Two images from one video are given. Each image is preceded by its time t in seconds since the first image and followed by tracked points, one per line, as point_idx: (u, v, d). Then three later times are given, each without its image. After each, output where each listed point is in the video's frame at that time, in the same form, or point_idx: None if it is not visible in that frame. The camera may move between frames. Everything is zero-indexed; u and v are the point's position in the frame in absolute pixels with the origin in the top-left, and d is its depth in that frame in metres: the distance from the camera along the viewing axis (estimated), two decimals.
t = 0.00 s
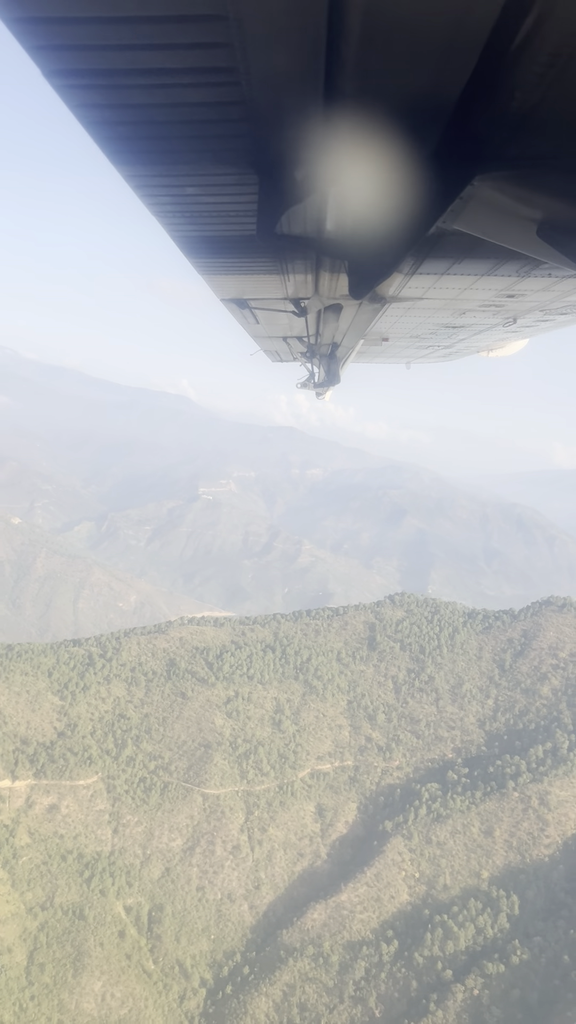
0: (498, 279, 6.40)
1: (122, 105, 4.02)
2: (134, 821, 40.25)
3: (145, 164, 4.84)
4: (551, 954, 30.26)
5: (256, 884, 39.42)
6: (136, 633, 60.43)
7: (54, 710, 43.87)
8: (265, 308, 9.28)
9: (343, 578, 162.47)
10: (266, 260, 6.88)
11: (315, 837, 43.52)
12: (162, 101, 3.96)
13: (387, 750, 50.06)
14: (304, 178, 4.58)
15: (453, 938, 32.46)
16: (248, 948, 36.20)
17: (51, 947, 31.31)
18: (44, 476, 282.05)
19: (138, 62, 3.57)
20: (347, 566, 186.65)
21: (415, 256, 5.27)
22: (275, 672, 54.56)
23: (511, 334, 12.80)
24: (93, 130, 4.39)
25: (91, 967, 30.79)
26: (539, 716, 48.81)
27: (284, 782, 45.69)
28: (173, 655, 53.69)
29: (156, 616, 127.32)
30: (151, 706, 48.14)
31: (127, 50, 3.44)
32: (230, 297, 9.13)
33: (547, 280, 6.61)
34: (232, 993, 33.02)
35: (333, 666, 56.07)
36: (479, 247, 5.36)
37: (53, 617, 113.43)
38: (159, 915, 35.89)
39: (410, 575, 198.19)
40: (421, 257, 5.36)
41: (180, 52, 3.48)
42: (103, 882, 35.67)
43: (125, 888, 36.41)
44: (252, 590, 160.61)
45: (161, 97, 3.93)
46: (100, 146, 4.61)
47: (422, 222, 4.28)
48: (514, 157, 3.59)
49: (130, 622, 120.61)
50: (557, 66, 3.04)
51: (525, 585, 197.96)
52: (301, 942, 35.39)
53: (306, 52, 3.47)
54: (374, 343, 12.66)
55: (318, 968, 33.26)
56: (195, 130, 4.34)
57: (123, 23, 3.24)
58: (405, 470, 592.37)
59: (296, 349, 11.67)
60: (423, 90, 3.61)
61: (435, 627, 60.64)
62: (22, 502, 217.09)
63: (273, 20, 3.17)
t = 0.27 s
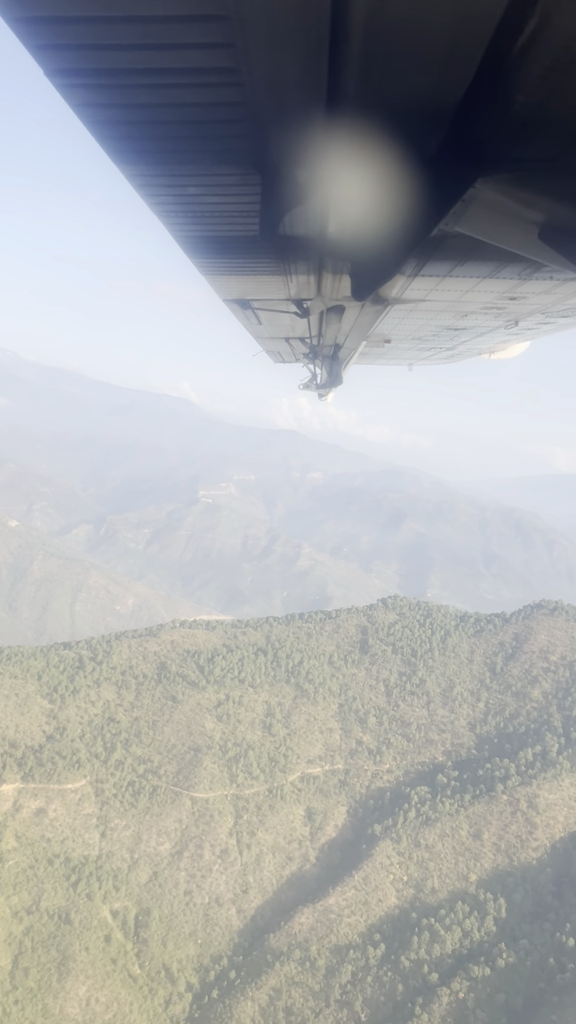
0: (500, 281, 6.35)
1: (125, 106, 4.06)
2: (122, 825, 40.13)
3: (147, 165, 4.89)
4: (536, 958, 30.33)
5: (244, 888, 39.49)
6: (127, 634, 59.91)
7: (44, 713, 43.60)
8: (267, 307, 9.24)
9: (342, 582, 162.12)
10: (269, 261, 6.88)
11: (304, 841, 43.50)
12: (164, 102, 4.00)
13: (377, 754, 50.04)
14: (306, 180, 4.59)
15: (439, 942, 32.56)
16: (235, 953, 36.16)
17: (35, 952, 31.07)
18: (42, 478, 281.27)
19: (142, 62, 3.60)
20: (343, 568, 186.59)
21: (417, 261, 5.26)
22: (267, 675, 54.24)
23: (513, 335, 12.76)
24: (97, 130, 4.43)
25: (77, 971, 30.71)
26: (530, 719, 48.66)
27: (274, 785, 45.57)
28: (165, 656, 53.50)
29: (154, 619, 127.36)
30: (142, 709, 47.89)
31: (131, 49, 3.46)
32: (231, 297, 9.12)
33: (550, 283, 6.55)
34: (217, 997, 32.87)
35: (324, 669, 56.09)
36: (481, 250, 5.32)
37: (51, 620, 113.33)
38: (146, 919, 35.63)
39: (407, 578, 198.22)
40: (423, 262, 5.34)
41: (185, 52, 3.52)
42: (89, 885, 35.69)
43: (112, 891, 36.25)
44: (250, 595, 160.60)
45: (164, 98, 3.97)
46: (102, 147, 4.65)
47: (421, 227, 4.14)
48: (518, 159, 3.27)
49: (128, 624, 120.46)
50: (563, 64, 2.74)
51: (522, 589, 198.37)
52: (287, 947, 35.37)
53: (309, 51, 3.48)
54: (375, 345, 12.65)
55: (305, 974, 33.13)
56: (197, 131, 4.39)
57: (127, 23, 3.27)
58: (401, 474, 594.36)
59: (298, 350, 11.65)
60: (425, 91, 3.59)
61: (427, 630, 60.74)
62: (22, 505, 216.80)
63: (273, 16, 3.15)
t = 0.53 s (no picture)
0: (497, 281, 6.41)
1: (123, 106, 4.00)
2: (106, 829, 39.92)
3: (144, 164, 4.79)
4: (520, 963, 30.33)
5: (228, 893, 39.25)
6: (116, 640, 59.78)
7: (30, 716, 43.46)
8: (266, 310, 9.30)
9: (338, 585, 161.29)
10: (267, 259, 6.90)
11: (288, 847, 43.41)
12: (162, 102, 3.93)
13: (364, 759, 49.93)
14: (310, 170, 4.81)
15: (422, 947, 32.52)
16: (218, 958, 35.91)
17: (18, 954, 30.19)
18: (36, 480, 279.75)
19: (139, 64, 3.55)
20: (336, 571, 186.38)
21: (416, 256, 5.35)
22: (254, 680, 53.98)
23: (513, 335, 12.85)
24: (95, 133, 4.39)
25: (59, 976, 30.09)
26: (517, 725, 48.79)
27: (260, 790, 45.35)
28: (153, 659, 53.14)
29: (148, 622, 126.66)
30: (128, 712, 47.61)
31: (129, 51, 3.44)
32: (229, 299, 9.16)
33: (547, 283, 6.66)
34: (199, 1002, 32.57)
35: (311, 674, 56.04)
36: (479, 248, 5.40)
37: (43, 624, 112.47)
38: (129, 923, 35.28)
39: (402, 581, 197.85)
40: (422, 257, 5.42)
41: (183, 54, 3.48)
42: (73, 889, 34.96)
43: (96, 895, 35.74)
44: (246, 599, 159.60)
45: (162, 97, 3.91)
46: (100, 148, 4.60)
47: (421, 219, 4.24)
48: (514, 160, 3.66)
49: (121, 628, 119.82)
50: (560, 65, 3.02)
51: (516, 594, 198.59)
52: (269, 952, 35.27)
53: (305, 52, 3.48)
54: (373, 346, 12.79)
55: (287, 979, 32.98)
56: (193, 132, 4.31)
57: (124, 25, 3.22)
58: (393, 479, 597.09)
59: (296, 350, 11.69)
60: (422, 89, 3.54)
61: (415, 635, 60.92)
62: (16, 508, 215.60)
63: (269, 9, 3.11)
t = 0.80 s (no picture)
0: (490, 283, 6.51)
1: (118, 109, 3.99)
2: (88, 832, 39.64)
3: (138, 167, 4.78)
4: (499, 964, 30.46)
5: (209, 896, 39.07)
6: (99, 643, 59.38)
7: (12, 719, 42.91)
8: (259, 312, 9.28)
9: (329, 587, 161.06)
10: (261, 261, 6.92)
11: (271, 849, 43.31)
12: (157, 105, 3.93)
13: (347, 761, 49.84)
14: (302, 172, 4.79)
15: (402, 949, 32.75)
16: (199, 961, 35.53)
17: None
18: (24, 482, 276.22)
19: (134, 65, 3.54)
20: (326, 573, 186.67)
21: (408, 260, 5.39)
22: (238, 683, 53.66)
23: (507, 336, 12.94)
24: (89, 137, 4.40)
25: (38, 980, 29.68)
26: (500, 727, 49.23)
27: (242, 793, 45.13)
28: (136, 663, 52.55)
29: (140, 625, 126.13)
30: (112, 717, 47.24)
31: (122, 53, 3.43)
32: (222, 301, 9.15)
33: (540, 285, 6.74)
34: (179, 1006, 32.24)
35: (296, 677, 56.04)
36: (472, 252, 5.46)
37: (33, 628, 111.50)
38: (110, 927, 34.93)
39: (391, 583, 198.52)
40: (414, 260, 5.47)
41: (178, 56, 3.47)
42: (54, 894, 34.93)
43: (76, 899, 35.59)
44: (237, 603, 159.11)
45: (157, 102, 3.90)
46: (94, 150, 4.59)
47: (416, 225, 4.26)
48: (509, 162, 3.42)
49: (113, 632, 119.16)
50: (555, 64, 2.87)
51: (503, 597, 200.37)
52: (251, 954, 34.93)
53: (299, 53, 3.47)
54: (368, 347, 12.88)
55: (268, 982, 32.89)
56: (187, 135, 4.30)
57: (120, 26, 3.21)
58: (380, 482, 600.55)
59: (290, 351, 11.62)
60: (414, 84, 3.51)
61: (400, 637, 61.29)
62: (5, 512, 212.87)
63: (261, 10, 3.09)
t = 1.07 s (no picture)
0: (481, 288, 6.61)
1: (107, 111, 3.93)
2: (66, 838, 39.23)
3: (129, 169, 4.71)
4: (476, 966, 30.69)
5: (189, 899, 38.41)
6: (80, 647, 59.12)
7: None
8: (250, 314, 9.27)
9: (318, 589, 160.40)
10: (252, 264, 6.89)
11: (252, 852, 43.05)
12: (148, 107, 3.88)
13: (329, 764, 49.92)
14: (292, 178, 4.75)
15: (380, 951, 32.91)
16: (178, 966, 35.18)
17: None
18: (11, 487, 273.09)
19: (124, 66, 3.50)
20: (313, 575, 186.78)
21: (400, 262, 5.42)
22: (219, 687, 53.52)
23: (497, 339, 13.07)
24: (78, 139, 4.31)
25: (13, 987, 30.08)
26: (481, 729, 49.69)
27: (223, 796, 44.81)
28: (117, 668, 52.49)
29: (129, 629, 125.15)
30: (92, 722, 47.09)
31: (113, 53, 3.38)
32: (214, 303, 9.12)
33: (529, 289, 6.85)
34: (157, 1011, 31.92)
35: (278, 680, 55.92)
36: (462, 258, 5.52)
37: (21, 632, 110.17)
38: (88, 933, 34.39)
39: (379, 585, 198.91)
40: (406, 263, 5.50)
41: (169, 57, 3.44)
42: (31, 900, 34.71)
43: (54, 905, 35.28)
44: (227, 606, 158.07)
45: (148, 103, 3.85)
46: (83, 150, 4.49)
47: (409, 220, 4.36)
48: (499, 164, 3.43)
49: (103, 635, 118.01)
50: (542, 72, 2.82)
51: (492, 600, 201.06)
52: (229, 960, 34.33)
53: (291, 53, 3.50)
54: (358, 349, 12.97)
55: (246, 986, 32.46)
56: (179, 139, 4.26)
57: (110, 23, 3.16)
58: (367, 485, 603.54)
59: (281, 353, 11.58)
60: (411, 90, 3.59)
61: (382, 640, 61.65)
62: None
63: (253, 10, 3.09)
